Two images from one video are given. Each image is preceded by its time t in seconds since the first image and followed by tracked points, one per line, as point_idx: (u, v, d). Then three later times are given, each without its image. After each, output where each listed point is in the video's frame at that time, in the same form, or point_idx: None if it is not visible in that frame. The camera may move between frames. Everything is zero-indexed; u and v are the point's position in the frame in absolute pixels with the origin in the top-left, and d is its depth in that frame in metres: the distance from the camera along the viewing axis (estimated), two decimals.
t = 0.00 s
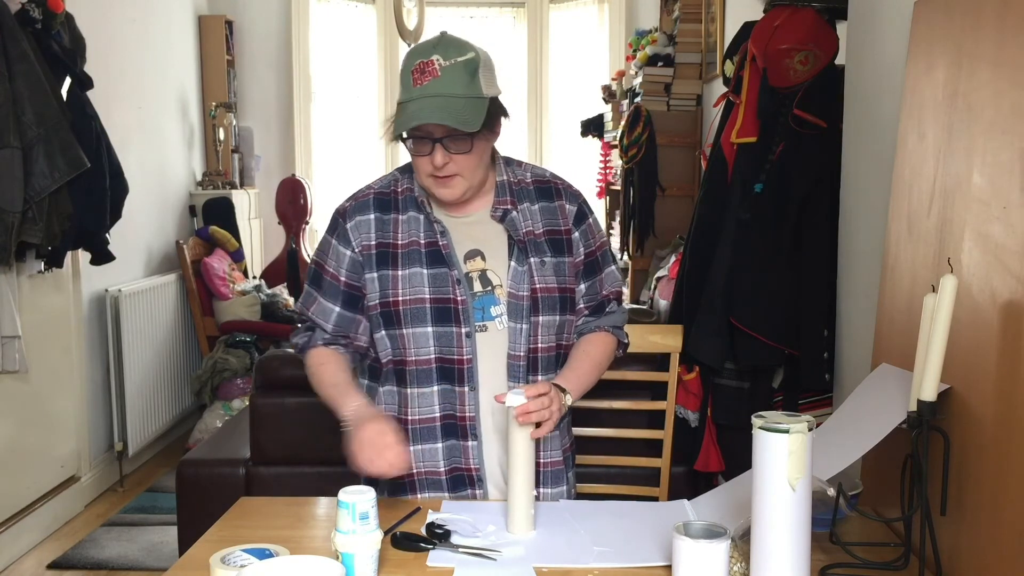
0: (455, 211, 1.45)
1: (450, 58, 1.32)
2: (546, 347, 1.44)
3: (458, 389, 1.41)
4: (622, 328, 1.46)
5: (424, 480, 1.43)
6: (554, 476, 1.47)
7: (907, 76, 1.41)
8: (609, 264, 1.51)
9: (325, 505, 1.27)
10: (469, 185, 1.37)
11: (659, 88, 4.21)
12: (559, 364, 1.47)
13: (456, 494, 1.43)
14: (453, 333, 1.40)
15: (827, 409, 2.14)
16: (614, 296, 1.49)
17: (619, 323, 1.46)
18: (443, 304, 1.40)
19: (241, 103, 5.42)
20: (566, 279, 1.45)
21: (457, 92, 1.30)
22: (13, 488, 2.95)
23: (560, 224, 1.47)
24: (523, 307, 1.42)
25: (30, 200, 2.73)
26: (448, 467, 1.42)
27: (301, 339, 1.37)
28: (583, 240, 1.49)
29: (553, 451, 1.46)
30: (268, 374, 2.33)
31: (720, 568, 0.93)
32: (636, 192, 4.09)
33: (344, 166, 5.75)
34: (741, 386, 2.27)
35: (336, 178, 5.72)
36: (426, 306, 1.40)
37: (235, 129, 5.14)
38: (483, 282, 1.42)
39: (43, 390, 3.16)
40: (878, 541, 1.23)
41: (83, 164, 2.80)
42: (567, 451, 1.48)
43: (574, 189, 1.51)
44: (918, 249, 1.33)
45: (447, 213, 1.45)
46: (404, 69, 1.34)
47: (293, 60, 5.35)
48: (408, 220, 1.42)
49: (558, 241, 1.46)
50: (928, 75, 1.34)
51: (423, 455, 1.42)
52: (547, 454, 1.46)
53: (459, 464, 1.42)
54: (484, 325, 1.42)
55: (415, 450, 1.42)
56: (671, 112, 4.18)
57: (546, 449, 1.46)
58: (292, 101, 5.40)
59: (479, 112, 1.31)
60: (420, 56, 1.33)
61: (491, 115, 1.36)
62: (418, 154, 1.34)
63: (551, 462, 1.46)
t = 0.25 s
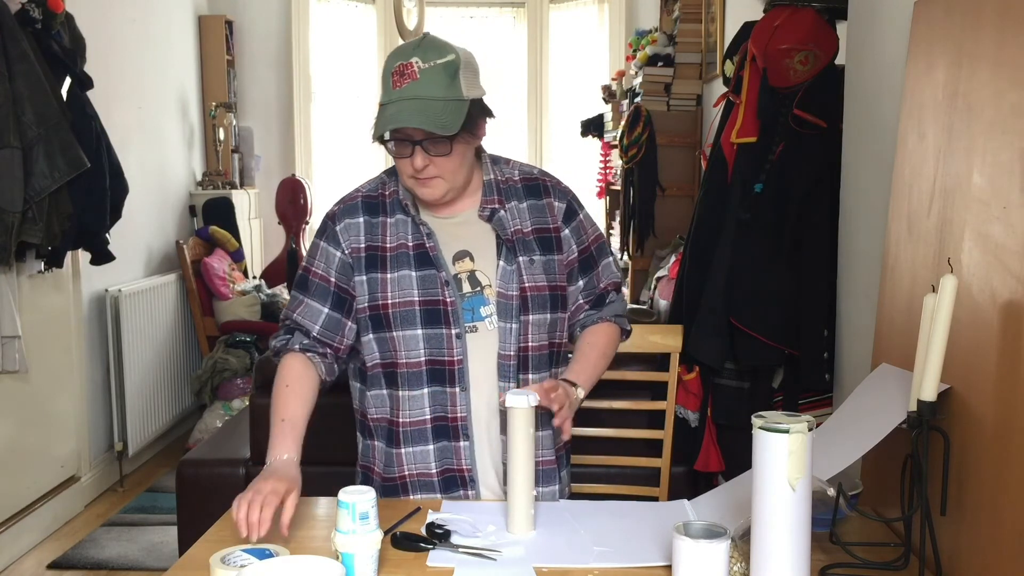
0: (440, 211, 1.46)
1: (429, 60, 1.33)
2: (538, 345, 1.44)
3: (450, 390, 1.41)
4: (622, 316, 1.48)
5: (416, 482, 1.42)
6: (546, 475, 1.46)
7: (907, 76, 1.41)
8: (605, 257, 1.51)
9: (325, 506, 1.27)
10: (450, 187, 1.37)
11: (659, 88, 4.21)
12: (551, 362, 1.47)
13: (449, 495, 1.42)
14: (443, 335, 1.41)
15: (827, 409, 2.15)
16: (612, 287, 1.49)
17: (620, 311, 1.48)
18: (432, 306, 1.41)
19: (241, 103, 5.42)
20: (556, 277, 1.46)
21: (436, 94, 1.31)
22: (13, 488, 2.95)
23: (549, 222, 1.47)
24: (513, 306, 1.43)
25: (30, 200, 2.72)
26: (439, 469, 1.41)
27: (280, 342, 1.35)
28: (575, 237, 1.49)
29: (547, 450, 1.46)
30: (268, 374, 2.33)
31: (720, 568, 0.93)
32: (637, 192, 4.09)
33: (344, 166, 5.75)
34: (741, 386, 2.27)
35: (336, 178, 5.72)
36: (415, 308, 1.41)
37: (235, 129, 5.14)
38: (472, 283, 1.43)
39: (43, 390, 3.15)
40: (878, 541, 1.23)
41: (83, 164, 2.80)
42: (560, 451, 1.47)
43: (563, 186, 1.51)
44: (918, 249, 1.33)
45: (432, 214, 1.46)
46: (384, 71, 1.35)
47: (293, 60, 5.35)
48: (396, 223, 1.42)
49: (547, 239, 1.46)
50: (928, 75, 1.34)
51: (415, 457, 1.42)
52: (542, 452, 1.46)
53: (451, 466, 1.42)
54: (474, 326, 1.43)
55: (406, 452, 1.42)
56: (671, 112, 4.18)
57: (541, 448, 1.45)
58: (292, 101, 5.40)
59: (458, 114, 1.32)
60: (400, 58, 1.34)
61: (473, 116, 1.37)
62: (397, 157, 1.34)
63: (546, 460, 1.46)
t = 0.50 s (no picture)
0: (429, 213, 1.45)
1: (415, 61, 1.33)
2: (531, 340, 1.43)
3: (446, 392, 1.41)
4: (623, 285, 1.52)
5: (414, 484, 1.42)
6: (546, 470, 1.47)
7: (907, 76, 1.41)
8: (600, 236, 1.54)
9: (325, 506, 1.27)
10: (438, 188, 1.37)
11: (659, 88, 4.21)
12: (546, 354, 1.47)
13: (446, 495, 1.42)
14: (436, 337, 1.41)
15: (827, 409, 2.14)
16: (611, 261, 1.53)
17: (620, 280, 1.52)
18: (425, 309, 1.41)
19: (241, 102, 5.42)
20: (548, 271, 1.47)
21: (422, 96, 1.31)
22: (13, 487, 2.95)
23: (540, 216, 1.48)
24: (504, 302, 1.42)
25: (30, 200, 2.73)
26: (436, 470, 1.41)
27: (267, 341, 1.40)
28: (568, 227, 1.50)
29: (547, 445, 1.46)
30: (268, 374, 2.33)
31: (720, 568, 0.93)
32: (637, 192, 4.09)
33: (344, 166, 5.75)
34: (741, 386, 2.27)
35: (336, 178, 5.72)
36: (407, 312, 1.41)
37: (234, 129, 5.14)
38: (463, 282, 1.43)
39: (43, 390, 3.15)
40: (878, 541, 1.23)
41: (83, 164, 2.80)
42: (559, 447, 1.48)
43: (552, 178, 1.52)
44: (918, 249, 1.33)
45: (421, 216, 1.46)
46: (370, 74, 1.36)
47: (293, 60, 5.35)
48: (385, 227, 1.43)
49: (539, 233, 1.47)
50: (928, 75, 1.34)
51: (411, 459, 1.41)
52: (541, 448, 1.46)
53: (448, 468, 1.41)
54: (466, 325, 1.42)
55: (402, 455, 1.41)
56: (671, 112, 4.18)
57: (540, 444, 1.46)
58: (292, 101, 5.40)
59: (444, 115, 1.32)
60: (385, 61, 1.34)
61: (459, 116, 1.37)
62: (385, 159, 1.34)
63: (547, 455, 1.46)
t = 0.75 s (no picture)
0: (421, 211, 1.45)
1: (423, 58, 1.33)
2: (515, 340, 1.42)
3: (434, 390, 1.40)
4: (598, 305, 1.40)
5: (407, 482, 1.42)
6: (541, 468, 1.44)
7: (907, 76, 1.41)
8: (587, 250, 1.44)
9: (325, 506, 1.27)
10: (445, 184, 1.37)
11: (659, 88, 4.21)
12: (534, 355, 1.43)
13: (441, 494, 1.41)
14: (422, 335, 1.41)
15: (827, 409, 2.15)
16: (590, 277, 1.43)
17: (593, 299, 1.40)
18: (412, 306, 1.41)
19: (241, 102, 5.42)
20: (536, 273, 1.44)
21: (432, 92, 1.31)
22: (13, 487, 2.95)
23: (530, 217, 1.45)
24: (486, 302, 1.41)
25: (30, 200, 2.73)
26: (429, 467, 1.41)
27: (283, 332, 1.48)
28: (556, 231, 1.45)
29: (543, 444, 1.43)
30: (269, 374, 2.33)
31: (719, 568, 0.93)
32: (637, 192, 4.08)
33: (345, 165, 5.75)
34: (741, 386, 2.27)
35: (336, 178, 5.72)
36: (395, 308, 1.41)
37: (234, 129, 5.14)
38: (451, 281, 1.43)
39: (42, 390, 3.15)
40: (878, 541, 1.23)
41: (83, 164, 2.80)
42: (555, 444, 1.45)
43: (548, 179, 1.48)
44: (918, 249, 1.33)
45: (413, 213, 1.45)
46: (376, 72, 1.35)
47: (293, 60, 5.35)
48: (378, 223, 1.44)
49: (529, 233, 1.44)
50: (928, 75, 1.34)
51: (403, 457, 1.42)
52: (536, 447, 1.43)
53: (440, 465, 1.41)
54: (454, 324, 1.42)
55: (394, 452, 1.42)
56: (671, 112, 4.18)
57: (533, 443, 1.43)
58: (292, 101, 5.40)
59: (454, 111, 1.33)
60: (392, 58, 1.34)
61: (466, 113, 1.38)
62: (394, 156, 1.34)
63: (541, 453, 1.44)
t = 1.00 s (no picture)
0: (416, 210, 1.45)
1: (419, 54, 1.33)
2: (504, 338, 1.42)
3: (419, 389, 1.40)
4: (588, 307, 1.38)
5: (397, 482, 1.42)
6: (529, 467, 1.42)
7: (907, 76, 1.41)
8: (580, 250, 1.43)
9: (325, 506, 1.27)
10: (445, 178, 1.38)
11: (659, 88, 4.21)
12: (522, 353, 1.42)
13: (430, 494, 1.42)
14: (409, 332, 1.41)
15: (827, 409, 2.16)
16: (582, 279, 1.42)
17: (585, 302, 1.38)
18: (399, 304, 1.41)
19: (241, 102, 5.42)
20: (527, 271, 1.43)
21: (433, 87, 1.32)
22: (13, 487, 2.95)
23: (521, 215, 1.44)
24: (472, 300, 1.41)
25: (30, 200, 2.73)
26: (417, 466, 1.41)
27: (275, 332, 1.46)
28: (547, 229, 1.44)
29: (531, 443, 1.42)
30: (269, 374, 2.33)
31: (719, 567, 0.93)
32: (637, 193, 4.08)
33: (345, 165, 5.75)
34: (741, 386, 2.27)
35: (336, 178, 5.72)
36: (382, 306, 1.42)
37: (234, 129, 5.14)
38: (439, 279, 1.43)
39: (42, 390, 3.15)
40: (878, 541, 1.23)
41: (83, 164, 2.80)
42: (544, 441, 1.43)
43: (540, 177, 1.47)
44: (918, 249, 1.33)
45: (407, 213, 1.45)
46: (370, 70, 1.34)
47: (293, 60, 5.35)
48: (371, 223, 1.44)
49: (519, 232, 1.44)
50: (928, 75, 1.34)
51: (391, 456, 1.42)
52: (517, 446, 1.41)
53: (429, 464, 1.41)
54: (441, 322, 1.43)
55: (383, 451, 1.42)
56: (671, 112, 4.18)
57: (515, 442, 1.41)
58: (292, 101, 5.40)
59: (454, 105, 1.34)
60: (387, 55, 1.33)
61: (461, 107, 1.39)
62: (395, 154, 1.35)
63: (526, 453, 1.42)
